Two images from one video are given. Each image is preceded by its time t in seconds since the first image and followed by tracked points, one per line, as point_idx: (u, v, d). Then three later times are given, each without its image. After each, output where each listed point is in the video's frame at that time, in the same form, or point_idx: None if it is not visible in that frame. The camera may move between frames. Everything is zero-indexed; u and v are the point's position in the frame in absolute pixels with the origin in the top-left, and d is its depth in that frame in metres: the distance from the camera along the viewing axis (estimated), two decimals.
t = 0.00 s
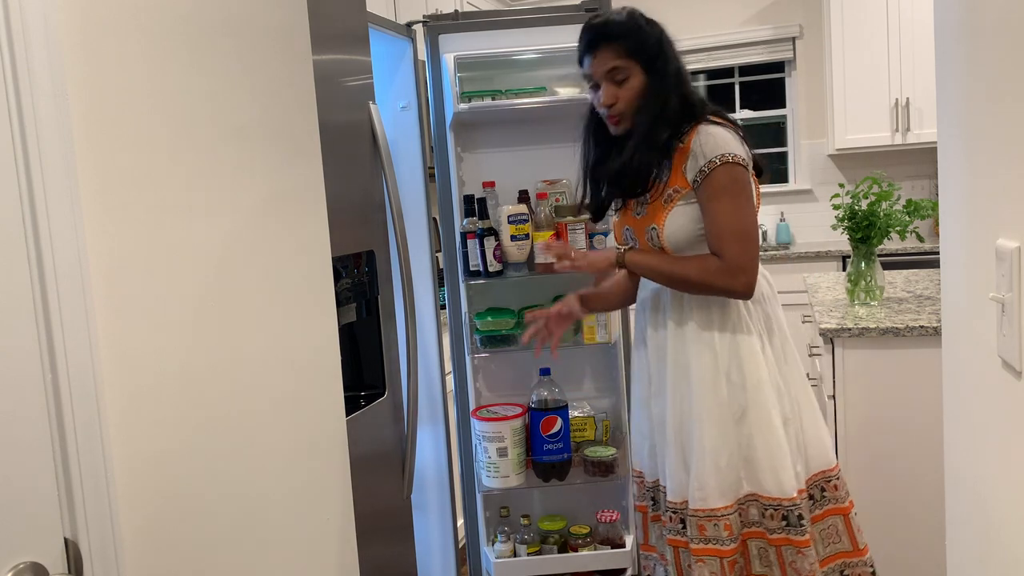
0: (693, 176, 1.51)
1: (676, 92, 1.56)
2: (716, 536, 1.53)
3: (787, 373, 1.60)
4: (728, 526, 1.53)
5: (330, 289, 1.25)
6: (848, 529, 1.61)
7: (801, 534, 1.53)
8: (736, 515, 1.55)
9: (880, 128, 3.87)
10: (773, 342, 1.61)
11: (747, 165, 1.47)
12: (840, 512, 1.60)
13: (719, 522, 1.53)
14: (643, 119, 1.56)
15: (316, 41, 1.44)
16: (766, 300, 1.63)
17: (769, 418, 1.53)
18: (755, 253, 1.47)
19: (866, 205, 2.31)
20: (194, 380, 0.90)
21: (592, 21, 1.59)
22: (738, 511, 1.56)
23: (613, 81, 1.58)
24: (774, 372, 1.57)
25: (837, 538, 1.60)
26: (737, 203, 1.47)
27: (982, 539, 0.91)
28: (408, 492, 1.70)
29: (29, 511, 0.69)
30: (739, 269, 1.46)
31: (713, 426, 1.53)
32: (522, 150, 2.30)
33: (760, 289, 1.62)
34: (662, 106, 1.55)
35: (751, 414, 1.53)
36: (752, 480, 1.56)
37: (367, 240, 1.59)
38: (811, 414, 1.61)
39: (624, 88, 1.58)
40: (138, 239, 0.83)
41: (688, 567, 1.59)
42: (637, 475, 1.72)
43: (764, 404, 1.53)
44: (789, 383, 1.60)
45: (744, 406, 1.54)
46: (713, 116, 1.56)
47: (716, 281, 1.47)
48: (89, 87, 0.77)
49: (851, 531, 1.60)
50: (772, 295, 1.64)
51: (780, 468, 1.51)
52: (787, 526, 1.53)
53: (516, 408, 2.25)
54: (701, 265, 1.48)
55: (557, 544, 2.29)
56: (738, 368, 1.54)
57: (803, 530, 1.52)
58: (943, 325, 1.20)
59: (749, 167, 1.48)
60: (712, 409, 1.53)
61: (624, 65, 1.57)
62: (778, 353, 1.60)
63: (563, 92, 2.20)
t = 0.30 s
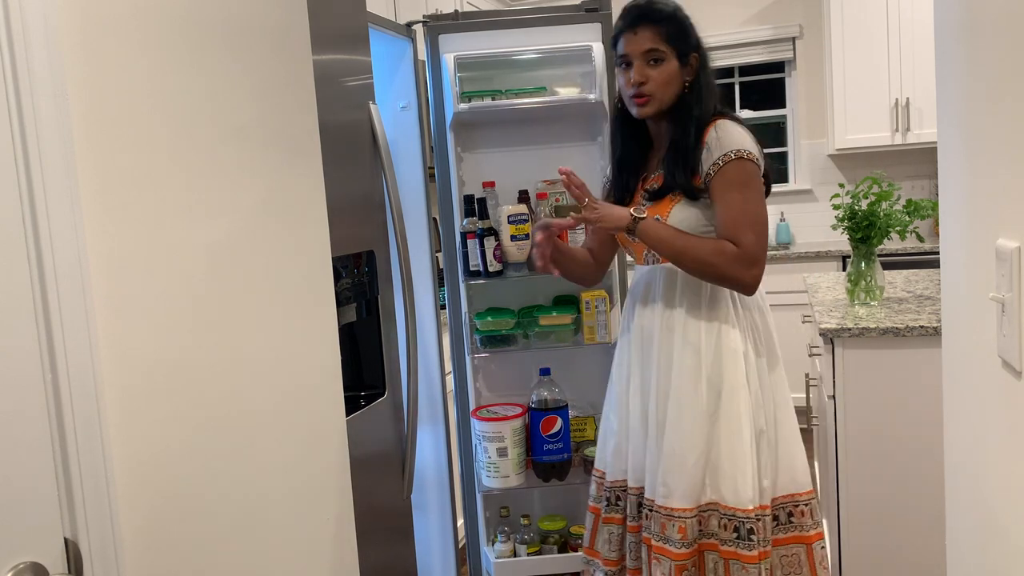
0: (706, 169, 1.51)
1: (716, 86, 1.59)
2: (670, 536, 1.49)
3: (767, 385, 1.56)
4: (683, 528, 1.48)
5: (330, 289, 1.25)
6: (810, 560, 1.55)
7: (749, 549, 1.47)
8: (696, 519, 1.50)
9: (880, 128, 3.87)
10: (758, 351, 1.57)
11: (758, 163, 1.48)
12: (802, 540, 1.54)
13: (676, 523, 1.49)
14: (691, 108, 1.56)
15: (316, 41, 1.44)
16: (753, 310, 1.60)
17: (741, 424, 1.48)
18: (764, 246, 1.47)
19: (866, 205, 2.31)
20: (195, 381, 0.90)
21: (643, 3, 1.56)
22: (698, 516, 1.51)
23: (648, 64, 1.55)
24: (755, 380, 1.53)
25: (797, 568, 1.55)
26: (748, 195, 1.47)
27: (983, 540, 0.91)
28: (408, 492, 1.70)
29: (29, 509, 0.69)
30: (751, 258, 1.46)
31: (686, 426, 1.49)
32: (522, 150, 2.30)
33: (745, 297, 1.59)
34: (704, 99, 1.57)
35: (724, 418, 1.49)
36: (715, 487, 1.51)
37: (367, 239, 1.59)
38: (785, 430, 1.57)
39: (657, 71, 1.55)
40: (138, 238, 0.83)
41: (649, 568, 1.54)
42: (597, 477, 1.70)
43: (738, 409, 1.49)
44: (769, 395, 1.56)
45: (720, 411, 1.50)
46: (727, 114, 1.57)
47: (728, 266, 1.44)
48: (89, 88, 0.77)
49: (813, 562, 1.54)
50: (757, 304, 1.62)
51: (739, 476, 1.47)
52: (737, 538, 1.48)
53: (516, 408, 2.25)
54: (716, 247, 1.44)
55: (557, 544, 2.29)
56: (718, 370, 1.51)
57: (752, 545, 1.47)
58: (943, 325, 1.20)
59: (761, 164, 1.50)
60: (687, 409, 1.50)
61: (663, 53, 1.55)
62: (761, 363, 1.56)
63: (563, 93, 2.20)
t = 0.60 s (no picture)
0: (725, 175, 1.50)
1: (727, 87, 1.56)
2: (664, 539, 1.48)
3: (766, 389, 1.55)
4: (680, 531, 1.48)
5: (330, 289, 1.25)
6: (786, 564, 1.53)
7: (746, 551, 1.46)
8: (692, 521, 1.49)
9: (880, 128, 3.87)
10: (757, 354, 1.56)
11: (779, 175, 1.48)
12: (783, 546, 1.52)
13: (672, 526, 1.48)
14: (704, 112, 1.53)
15: (316, 40, 1.44)
16: (753, 315, 1.59)
17: (740, 427, 1.48)
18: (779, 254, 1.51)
19: (866, 206, 2.31)
20: (195, 380, 0.90)
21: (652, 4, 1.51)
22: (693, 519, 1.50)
23: (650, 73, 1.52)
24: (754, 383, 1.52)
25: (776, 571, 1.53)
26: (766, 205, 1.48)
27: (983, 540, 0.91)
28: (409, 492, 1.70)
29: (29, 509, 0.69)
30: (774, 271, 1.48)
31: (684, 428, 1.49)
32: (521, 150, 2.30)
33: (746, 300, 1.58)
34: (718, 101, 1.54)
35: (723, 420, 1.49)
36: (710, 489, 1.50)
37: (367, 239, 1.59)
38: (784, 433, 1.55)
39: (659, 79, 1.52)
40: (138, 238, 0.83)
41: (635, 572, 1.54)
42: (583, 478, 1.70)
43: (737, 411, 1.48)
44: (768, 400, 1.55)
45: (718, 412, 1.49)
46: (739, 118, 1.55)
47: (759, 283, 1.46)
48: (89, 87, 0.77)
49: (787, 568, 1.52)
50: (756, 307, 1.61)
51: (740, 479, 1.46)
52: (734, 540, 1.47)
53: (516, 408, 2.25)
54: (747, 263, 1.45)
55: (557, 545, 2.30)
56: (718, 372, 1.50)
57: (750, 546, 1.46)
58: (943, 325, 1.20)
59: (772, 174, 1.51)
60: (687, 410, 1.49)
61: (668, 60, 1.51)
62: (761, 367, 1.55)
63: (563, 92, 2.19)
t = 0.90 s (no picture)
0: (731, 176, 1.49)
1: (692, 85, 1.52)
2: (681, 538, 1.48)
3: (777, 386, 1.56)
4: (695, 529, 1.47)
5: (330, 289, 1.25)
6: (797, 555, 1.55)
7: (769, 546, 1.46)
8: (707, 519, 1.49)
9: (880, 128, 3.87)
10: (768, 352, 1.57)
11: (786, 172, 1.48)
12: (793, 538, 1.54)
13: (687, 524, 1.48)
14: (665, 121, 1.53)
15: (316, 41, 1.44)
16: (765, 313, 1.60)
17: (753, 425, 1.48)
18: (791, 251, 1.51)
19: (866, 206, 2.31)
20: (195, 380, 0.90)
21: (594, 43, 1.57)
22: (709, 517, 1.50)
23: (625, 113, 1.60)
24: (765, 382, 1.53)
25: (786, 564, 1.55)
26: (773, 201, 1.47)
27: (982, 540, 0.91)
28: (408, 492, 1.70)
29: (29, 509, 0.69)
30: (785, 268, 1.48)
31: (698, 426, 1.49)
32: (522, 150, 2.30)
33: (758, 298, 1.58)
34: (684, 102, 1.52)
35: (735, 419, 1.49)
36: (724, 487, 1.50)
37: (367, 239, 1.59)
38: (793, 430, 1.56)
39: (631, 115, 1.60)
40: (137, 238, 0.82)
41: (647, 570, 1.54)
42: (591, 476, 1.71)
43: (750, 408, 1.48)
44: (779, 396, 1.56)
45: (731, 409, 1.50)
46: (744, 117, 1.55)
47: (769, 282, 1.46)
48: (89, 87, 0.77)
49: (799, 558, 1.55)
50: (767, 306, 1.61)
51: (757, 477, 1.47)
52: (757, 537, 1.47)
53: (516, 408, 2.25)
54: (756, 262, 1.45)
55: (557, 545, 2.30)
56: (729, 369, 1.50)
57: (773, 541, 1.47)
58: (943, 325, 1.20)
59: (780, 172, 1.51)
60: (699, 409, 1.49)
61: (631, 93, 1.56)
62: (772, 364, 1.56)
63: (563, 93, 2.17)
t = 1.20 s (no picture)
0: (729, 172, 1.50)
1: (690, 89, 1.54)
2: (694, 529, 1.50)
3: (788, 379, 1.57)
4: (707, 520, 1.49)
5: (330, 288, 1.25)
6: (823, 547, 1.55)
7: (781, 537, 1.48)
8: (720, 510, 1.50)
9: (880, 128, 3.86)
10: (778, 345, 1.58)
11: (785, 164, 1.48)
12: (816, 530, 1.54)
13: (699, 516, 1.50)
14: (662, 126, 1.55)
15: (316, 40, 1.44)
16: (775, 306, 1.60)
17: (765, 417, 1.50)
18: (796, 245, 1.49)
19: (866, 205, 2.31)
20: (195, 380, 0.90)
21: (596, 48, 1.60)
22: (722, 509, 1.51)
23: (628, 117, 1.63)
24: (776, 374, 1.54)
25: (812, 556, 1.55)
26: (773, 195, 1.47)
27: (982, 539, 0.91)
28: (408, 492, 1.70)
29: (30, 509, 0.69)
30: (785, 263, 1.47)
31: (708, 420, 1.50)
32: (522, 150, 2.30)
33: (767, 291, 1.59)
34: (681, 106, 1.54)
35: (746, 412, 1.51)
36: (737, 479, 1.52)
37: (367, 239, 1.59)
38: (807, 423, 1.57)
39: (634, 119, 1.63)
40: (137, 238, 0.82)
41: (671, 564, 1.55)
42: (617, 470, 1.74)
43: (761, 402, 1.49)
44: (791, 388, 1.57)
45: (742, 403, 1.51)
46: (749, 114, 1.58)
47: (764, 277, 1.47)
48: (88, 86, 0.77)
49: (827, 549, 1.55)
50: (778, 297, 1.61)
51: (768, 469, 1.48)
52: (769, 528, 1.49)
53: (516, 408, 2.25)
54: (750, 258, 1.46)
55: (557, 544, 2.30)
56: (741, 363, 1.51)
57: (785, 532, 1.48)
58: (942, 325, 1.20)
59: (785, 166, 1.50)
60: (710, 403, 1.50)
61: (632, 99, 1.59)
62: (783, 356, 1.57)
63: (563, 92, 2.16)
